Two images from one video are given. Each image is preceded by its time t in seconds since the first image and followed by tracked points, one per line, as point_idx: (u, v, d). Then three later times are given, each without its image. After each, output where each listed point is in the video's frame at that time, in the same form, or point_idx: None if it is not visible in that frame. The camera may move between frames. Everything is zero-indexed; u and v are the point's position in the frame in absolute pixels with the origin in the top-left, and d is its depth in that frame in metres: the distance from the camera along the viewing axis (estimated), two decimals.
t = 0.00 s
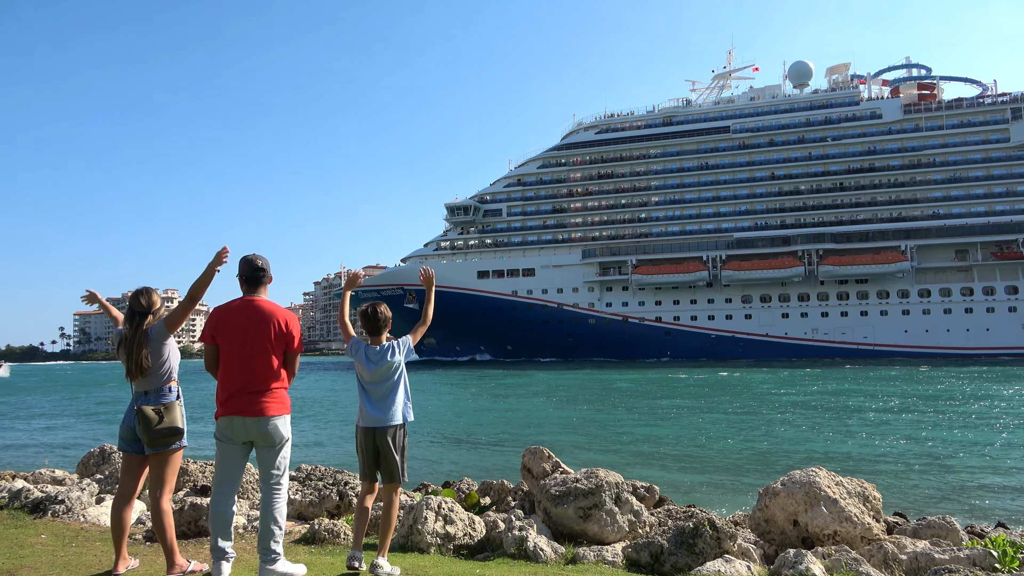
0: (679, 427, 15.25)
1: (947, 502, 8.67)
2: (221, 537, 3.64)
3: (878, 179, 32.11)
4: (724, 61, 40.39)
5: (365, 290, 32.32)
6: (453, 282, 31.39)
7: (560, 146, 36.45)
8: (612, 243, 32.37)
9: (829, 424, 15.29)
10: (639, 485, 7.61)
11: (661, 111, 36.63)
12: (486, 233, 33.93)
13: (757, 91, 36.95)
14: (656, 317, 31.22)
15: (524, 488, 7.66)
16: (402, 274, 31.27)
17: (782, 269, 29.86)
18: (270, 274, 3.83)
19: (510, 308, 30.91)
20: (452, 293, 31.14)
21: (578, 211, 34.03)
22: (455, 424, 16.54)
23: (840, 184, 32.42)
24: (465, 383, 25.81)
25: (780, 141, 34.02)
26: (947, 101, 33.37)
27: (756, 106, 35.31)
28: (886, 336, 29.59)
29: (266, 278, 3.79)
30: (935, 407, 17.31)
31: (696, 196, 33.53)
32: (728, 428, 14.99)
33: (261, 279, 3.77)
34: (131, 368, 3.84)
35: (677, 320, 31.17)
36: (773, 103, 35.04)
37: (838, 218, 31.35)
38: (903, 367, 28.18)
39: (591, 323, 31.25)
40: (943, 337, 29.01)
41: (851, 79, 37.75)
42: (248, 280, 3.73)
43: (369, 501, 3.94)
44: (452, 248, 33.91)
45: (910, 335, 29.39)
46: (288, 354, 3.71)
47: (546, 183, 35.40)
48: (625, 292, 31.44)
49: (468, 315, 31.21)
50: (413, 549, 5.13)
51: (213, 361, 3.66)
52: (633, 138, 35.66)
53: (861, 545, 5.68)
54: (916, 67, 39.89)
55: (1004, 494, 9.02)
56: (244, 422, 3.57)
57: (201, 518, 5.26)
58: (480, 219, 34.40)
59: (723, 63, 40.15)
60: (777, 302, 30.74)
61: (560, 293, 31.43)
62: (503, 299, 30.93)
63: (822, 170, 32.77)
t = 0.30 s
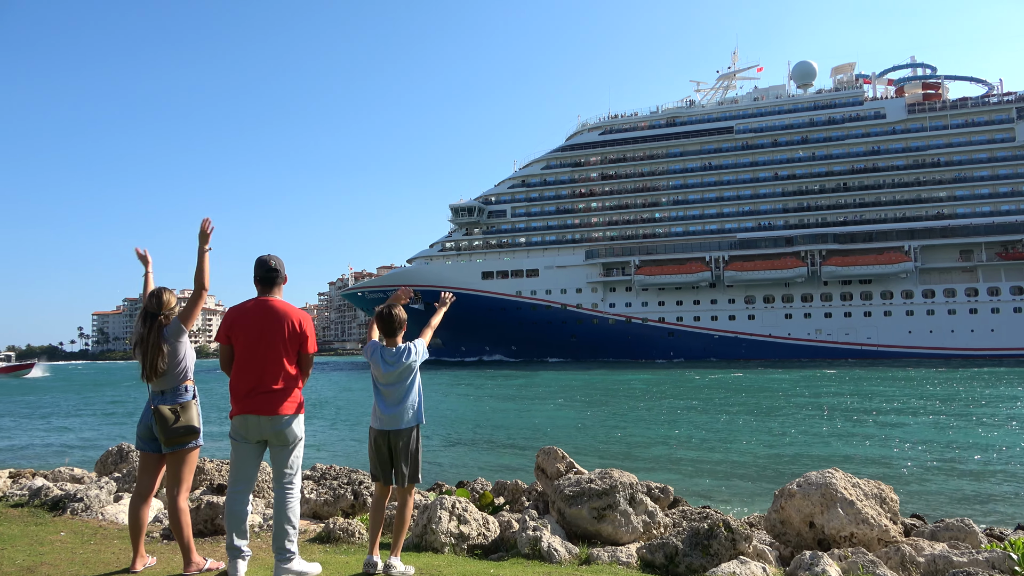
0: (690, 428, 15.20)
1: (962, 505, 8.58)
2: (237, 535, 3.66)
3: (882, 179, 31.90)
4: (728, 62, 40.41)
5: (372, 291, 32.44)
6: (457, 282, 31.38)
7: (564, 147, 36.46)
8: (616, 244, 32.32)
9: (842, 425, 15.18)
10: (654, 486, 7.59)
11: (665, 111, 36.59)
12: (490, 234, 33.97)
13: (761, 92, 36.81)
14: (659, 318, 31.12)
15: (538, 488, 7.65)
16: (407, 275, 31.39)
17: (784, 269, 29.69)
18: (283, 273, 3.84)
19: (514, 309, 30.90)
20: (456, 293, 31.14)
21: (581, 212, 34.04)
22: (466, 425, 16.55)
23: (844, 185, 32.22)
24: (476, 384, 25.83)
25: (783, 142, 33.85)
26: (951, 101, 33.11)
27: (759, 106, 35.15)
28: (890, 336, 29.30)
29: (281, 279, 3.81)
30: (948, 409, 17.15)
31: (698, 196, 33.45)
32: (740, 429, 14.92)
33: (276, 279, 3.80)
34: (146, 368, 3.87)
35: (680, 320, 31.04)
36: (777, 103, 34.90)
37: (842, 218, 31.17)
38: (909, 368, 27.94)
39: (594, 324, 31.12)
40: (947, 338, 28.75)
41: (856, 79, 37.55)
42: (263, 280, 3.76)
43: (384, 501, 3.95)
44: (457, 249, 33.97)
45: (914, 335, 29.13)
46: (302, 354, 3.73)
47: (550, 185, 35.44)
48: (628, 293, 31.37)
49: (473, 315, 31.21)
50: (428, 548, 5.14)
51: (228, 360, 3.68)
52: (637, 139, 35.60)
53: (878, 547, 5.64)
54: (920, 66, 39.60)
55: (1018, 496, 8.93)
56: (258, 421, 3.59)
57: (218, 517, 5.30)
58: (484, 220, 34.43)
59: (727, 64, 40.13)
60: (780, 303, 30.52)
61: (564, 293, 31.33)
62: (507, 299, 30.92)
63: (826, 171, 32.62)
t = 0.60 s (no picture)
0: (698, 430, 15.13)
1: (973, 507, 8.50)
2: (249, 535, 3.66)
3: (882, 180, 31.71)
4: (730, 62, 40.32)
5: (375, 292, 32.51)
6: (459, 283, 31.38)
7: (564, 148, 36.43)
8: (615, 244, 32.27)
9: (851, 427, 15.08)
10: (665, 487, 7.56)
11: (665, 112, 36.54)
12: (492, 235, 33.98)
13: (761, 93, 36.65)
14: (659, 319, 30.96)
15: (548, 488, 7.64)
16: (409, 275, 31.43)
17: (783, 270, 29.54)
18: (292, 273, 3.85)
19: (515, 309, 30.90)
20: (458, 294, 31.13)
21: (581, 213, 34.00)
22: (472, 426, 16.55)
23: (843, 185, 32.02)
24: (483, 385, 25.83)
25: (783, 142, 33.67)
26: (952, 101, 32.87)
27: (759, 107, 34.97)
28: (888, 337, 29.08)
29: (290, 278, 3.82)
30: (957, 411, 17.00)
31: (698, 197, 33.31)
32: (748, 431, 14.84)
33: (286, 279, 3.80)
34: (157, 369, 3.88)
35: (679, 321, 30.89)
36: (777, 104, 34.74)
37: (842, 218, 30.98)
38: (911, 369, 27.74)
39: (595, 324, 31.07)
40: (946, 339, 28.53)
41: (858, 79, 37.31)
42: (273, 281, 3.76)
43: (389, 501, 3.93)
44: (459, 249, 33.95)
45: (913, 336, 28.93)
46: (312, 354, 3.74)
47: (551, 185, 35.44)
48: (628, 294, 31.24)
49: (475, 315, 31.23)
50: (438, 548, 5.14)
51: (239, 360, 3.68)
52: (637, 140, 35.51)
53: (891, 549, 5.59)
54: (920, 66, 39.38)
55: None
56: (269, 421, 3.60)
57: (229, 516, 5.32)
58: (486, 221, 34.45)
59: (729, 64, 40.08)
60: (780, 303, 30.35)
61: (564, 294, 31.26)
62: (509, 300, 30.95)
63: (826, 171, 32.46)
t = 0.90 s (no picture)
0: (696, 430, 15.14)
1: (970, 508, 8.51)
2: (248, 535, 3.66)
3: (870, 181, 31.79)
4: (720, 63, 40.36)
5: (368, 292, 32.54)
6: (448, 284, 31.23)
7: (555, 149, 36.46)
8: (604, 245, 32.31)
9: (848, 428, 15.10)
10: (664, 487, 7.58)
11: (654, 113, 36.57)
12: (482, 235, 34.03)
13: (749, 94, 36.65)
14: (647, 319, 30.96)
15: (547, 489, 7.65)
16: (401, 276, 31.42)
17: (770, 271, 29.56)
18: (292, 274, 3.85)
19: (505, 310, 30.94)
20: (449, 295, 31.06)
21: (570, 214, 34.01)
22: (469, 427, 16.56)
23: (830, 186, 32.04)
24: (481, 386, 25.83)
25: (771, 143, 33.72)
26: (939, 103, 32.93)
27: (747, 108, 34.94)
28: (875, 338, 29.18)
29: (290, 279, 3.83)
30: (953, 411, 17.02)
31: (687, 199, 33.31)
32: (746, 431, 14.85)
33: (286, 280, 3.81)
34: (158, 370, 3.88)
35: (668, 321, 30.88)
36: (766, 105, 34.76)
37: (830, 219, 31.03)
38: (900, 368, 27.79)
39: (584, 325, 31.09)
40: (932, 339, 28.59)
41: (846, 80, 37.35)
42: (272, 281, 3.76)
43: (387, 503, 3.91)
44: (450, 250, 33.92)
45: (899, 337, 28.99)
46: (312, 355, 3.74)
47: (540, 187, 35.48)
48: (617, 295, 31.18)
49: (467, 315, 31.25)
50: (438, 548, 5.14)
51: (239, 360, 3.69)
52: (627, 141, 35.50)
53: (890, 549, 5.59)
54: (908, 68, 39.47)
55: None
56: (269, 421, 3.60)
57: (229, 516, 5.32)
58: (477, 222, 34.50)
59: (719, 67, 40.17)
60: (768, 303, 30.39)
61: (553, 295, 31.20)
62: (498, 301, 31.00)
63: (813, 173, 32.54)
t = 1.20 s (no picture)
0: (691, 431, 15.14)
1: (964, 508, 8.52)
2: (245, 536, 3.66)
3: (854, 183, 31.88)
4: (707, 65, 40.37)
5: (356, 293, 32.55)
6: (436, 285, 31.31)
7: (542, 151, 36.45)
8: (591, 246, 32.33)
9: (843, 428, 15.11)
10: (662, 487, 7.59)
11: (640, 115, 36.56)
12: (470, 236, 34.05)
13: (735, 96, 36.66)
14: (633, 320, 30.96)
15: (545, 489, 7.65)
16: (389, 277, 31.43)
17: (753, 272, 29.60)
18: (290, 274, 3.85)
19: (494, 310, 30.91)
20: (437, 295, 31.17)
21: (556, 215, 33.96)
22: (464, 428, 16.53)
23: (814, 188, 32.09)
24: (475, 386, 25.80)
25: (757, 145, 33.76)
26: (921, 104, 33.01)
27: (733, 109, 34.91)
28: (858, 338, 29.31)
29: (288, 278, 3.82)
30: (946, 412, 17.05)
31: (673, 200, 33.27)
32: (742, 432, 14.85)
33: (284, 280, 3.80)
34: (156, 370, 3.88)
35: (654, 322, 30.94)
36: (751, 107, 34.80)
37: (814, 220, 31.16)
38: (883, 368, 27.91)
39: (571, 325, 31.04)
40: (914, 339, 28.79)
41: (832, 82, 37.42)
42: (270, 281, 3.76)
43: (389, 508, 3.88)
44: (436, 251, 33.62)
45: (882, 337, 29.23)
46: (310, 355, 3.74)
47: (528, 188, 35.46)
48: (603, 295, 31.35)
49: (455, 316, 31.26)
50: (435, 549, 5.13)
51: (236, 360, 3.69)
52: (614, 142, 35.45)
53: (887, 549, 5.60)
54: (893, 70, 39.54)
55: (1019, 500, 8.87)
56: (266, 421, 3.59)
57: (225, 516, 5.30)
58: (465, 223, 34.50)
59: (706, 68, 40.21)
60: (752, 304, 30.42)
61: (540, 296, 31.22)
62: (486, 301, 30.92)
63: (797, 175, 32.63)
